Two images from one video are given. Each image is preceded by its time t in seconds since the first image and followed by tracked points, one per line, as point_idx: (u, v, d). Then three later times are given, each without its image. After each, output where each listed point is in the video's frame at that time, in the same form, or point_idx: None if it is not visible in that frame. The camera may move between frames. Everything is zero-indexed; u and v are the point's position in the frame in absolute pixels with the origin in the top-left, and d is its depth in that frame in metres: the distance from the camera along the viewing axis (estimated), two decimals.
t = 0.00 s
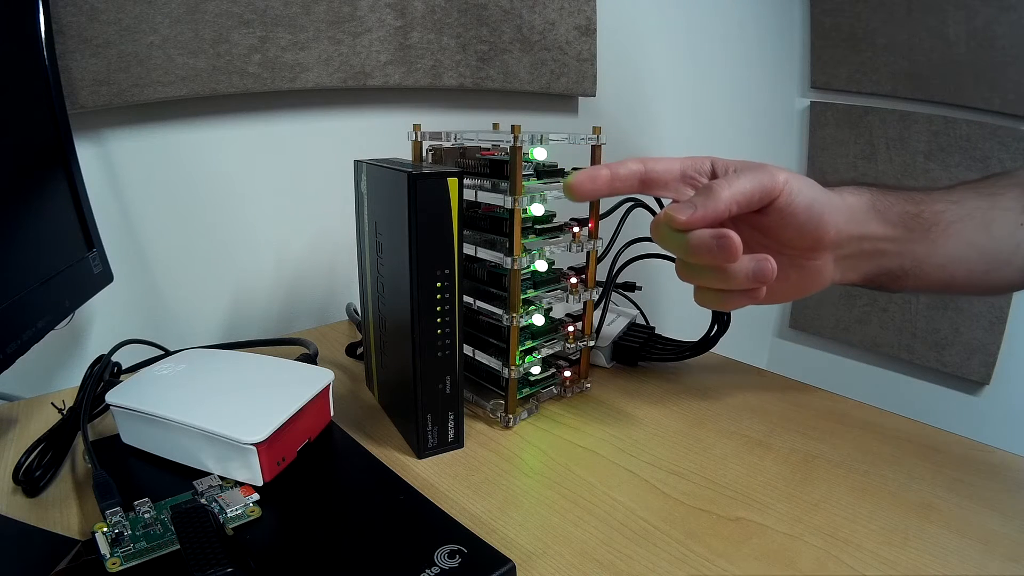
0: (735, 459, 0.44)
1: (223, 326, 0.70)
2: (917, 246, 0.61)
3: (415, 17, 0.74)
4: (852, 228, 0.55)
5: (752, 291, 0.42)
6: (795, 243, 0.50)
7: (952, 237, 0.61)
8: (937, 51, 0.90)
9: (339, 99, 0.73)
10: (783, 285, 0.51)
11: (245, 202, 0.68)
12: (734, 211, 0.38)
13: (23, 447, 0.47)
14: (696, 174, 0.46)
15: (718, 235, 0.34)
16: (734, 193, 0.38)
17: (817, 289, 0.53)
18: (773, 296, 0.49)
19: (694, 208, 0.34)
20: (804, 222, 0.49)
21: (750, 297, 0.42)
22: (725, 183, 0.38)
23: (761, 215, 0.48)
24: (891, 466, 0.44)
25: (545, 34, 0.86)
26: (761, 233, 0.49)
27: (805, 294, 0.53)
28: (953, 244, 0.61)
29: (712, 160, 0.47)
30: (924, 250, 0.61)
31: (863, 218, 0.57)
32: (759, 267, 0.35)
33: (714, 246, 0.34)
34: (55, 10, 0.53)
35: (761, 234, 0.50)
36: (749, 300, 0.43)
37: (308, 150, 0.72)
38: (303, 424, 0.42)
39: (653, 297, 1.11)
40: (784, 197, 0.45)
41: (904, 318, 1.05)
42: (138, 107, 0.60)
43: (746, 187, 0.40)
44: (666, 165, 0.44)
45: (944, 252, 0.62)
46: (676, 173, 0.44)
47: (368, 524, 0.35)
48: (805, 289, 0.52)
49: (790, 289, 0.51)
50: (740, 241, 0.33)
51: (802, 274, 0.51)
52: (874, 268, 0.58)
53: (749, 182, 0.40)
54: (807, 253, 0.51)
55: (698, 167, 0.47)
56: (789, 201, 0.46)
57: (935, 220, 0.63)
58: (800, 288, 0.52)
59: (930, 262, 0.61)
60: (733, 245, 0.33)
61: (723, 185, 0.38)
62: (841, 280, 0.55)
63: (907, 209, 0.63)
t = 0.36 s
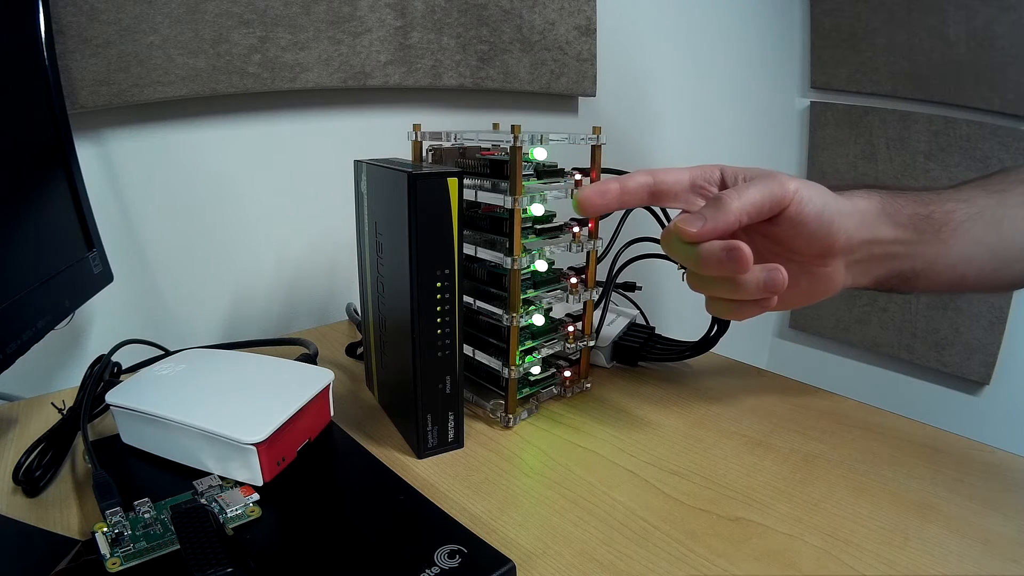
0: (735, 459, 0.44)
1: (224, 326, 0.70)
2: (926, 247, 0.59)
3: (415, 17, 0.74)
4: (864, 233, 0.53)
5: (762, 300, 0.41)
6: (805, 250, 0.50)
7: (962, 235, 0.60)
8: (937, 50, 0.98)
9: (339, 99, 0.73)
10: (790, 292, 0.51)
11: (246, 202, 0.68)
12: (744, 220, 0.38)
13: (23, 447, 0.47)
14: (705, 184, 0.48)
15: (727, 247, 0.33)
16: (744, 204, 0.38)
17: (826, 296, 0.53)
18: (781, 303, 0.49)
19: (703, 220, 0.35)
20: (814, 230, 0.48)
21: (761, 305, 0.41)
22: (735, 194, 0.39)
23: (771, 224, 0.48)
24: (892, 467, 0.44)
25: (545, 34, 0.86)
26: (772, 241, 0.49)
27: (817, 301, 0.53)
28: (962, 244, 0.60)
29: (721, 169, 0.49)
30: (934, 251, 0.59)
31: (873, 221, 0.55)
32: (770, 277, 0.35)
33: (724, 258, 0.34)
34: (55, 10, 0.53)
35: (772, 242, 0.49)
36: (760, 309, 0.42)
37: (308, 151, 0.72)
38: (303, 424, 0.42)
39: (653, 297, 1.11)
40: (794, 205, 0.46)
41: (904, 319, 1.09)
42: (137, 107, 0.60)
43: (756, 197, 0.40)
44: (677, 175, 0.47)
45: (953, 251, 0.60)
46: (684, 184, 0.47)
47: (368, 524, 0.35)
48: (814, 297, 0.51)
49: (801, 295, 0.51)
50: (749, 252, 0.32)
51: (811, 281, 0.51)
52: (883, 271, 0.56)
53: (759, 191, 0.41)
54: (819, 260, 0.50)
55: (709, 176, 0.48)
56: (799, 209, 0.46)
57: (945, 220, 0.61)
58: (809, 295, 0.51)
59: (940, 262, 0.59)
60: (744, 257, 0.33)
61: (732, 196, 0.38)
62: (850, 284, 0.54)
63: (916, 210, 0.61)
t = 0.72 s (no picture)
0: (735, 459, 0.44)
1: (224, 326, 0.70)
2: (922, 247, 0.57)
3: (415, 16, 0.74)
4: (854, 236, 0.52)
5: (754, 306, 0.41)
6: (797, 255, 0.49)
7: (959, 234, 0.58)
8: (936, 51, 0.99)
9: (339, 99, 0.73)
10: (785, 297, 0.50)
11: (246, 203, 0.68)
12: (732, 230, 0.38)
13: (23, 447, 0.47)
14: (696, 192, 0.46)
15: (715, 256, 0.34)
16: (731, 214, 0.38)
17: (823, 300, 0.52)
18: (773, 309, 0.48)
19: (691, 230, 0.35)
20: (805, 236, 0.48)
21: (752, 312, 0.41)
22: (722, 205, 0.38)
23: (760, 230, 0.47)
24: (892, 467, 0.44)
25: (545, 34, 0.86)
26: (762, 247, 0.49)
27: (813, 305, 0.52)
28: (959, 243, 0.59)
29: (711, 177, 0.47)
30: (930, 251, 0.58)
31: (864, 223, 0.54)
32: (759, 284, 0.35)
33: (712, 266, 0.34)
34: (54, 10, 0.53)
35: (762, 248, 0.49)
36: (753, 316, 0.42)
37: (308, 151, 0.72)
38: (303, 425, 0.42)
39: (653, 297, 1.11)
40: (783, 211, 0.45)
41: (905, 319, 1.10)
42: (137, 108, 0.60)
43: (743, 206, 0.40)
44: (668, 185, 0.44)
45: (951, 249, 0.59)
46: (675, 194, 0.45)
47: (368, 525, 0.35)
48: (810, 302, 0.51)
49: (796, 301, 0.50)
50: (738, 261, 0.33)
51: (806, 286, 0.50)
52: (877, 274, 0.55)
53: (746, 199, 0.41)
54: (811, 265, 0.50)
55: (699, 185, 0.47)
56: (788, 215, 0.46)
57: (940, 219, 0.59)
58: (805, 301, 0.50)
59: (937, 262, 0.58)
60: (731, 264, 0.33)
61: (719, 206, 0.38)
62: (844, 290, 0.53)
63: (909, 209, 0.59)
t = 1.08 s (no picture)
0: (735, 459, 0.44)
1: (224, 326, 0.70)
2: (920, 244, 0.57)
3: (415, 16, 0.74)
4: (854, 232, 0.52)
5: (755, 301, 0.40)
6: (796, 252, 0.49)
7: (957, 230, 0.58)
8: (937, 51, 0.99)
9: (339, 99, 0.73)
10: (785, 293, 0.50)
11: (246, 203, 0.68)
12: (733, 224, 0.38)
13: (22, 447, 0.47)
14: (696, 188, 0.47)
15: (715, 249, 0.33)
16: (732, 209, 0.38)
17: (824, 296, 0.52)
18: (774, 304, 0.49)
19: (691, 224, 0.35)
20: (803, 232, 0.48)
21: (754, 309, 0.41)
22: (723, 199, 0.38)
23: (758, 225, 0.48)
24: (893, 467, 0.44)
25: (545, 34, 0.86)
26: (761, 243, 0.49)
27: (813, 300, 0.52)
28: (958, 239, 0.58)
29: (712, 175, 0.48)
30: (928, 248, 0.57)
31: (863, 219, 0.53)
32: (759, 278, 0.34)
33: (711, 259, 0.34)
34: (54, 10, 0.53)
35: (760, 244, 0.49)
36: (753, 312, 0.41)
37: (309, 151, 0.72)
38: (303, 425, 0.42)
39: (653, 296, 1.10)
40: (781, 206, 0.45)
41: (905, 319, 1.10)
42: (137, 108, 0.60)
43: (743, 201, 0.40)
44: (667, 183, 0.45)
45: (950, 245, 0.58)
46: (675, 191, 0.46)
47: (368, 525, 0.35)
48: (811, 298, 0.50)
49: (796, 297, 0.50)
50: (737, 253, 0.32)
51: (806, 282, 0.50)
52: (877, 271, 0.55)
53: (745, 195, 0.41)
54: (812, 260, 0.50)
55: (698, 182, 0.47)
56: (786, 210, 0.46)
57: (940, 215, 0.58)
58: (806, 297, 0.50)
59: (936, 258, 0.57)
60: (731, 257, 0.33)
61: (720, 200, 0.37)
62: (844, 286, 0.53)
63: (908, 206, 0.58)
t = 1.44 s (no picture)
0: (735, 459, 0.44)
1: (224, 326, 0.70)
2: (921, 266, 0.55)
3: (415, 17, 0.74)
4: (856, 268, 0.49)
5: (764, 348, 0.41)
6: (799, 296, 0.50)
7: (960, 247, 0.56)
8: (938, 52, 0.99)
9: (339, 99, 0.73)
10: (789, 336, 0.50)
11: (246, 203, 0.68)
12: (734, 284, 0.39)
13: (23, 447, 0.47)
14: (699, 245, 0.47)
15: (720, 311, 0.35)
16: (733, 269, 0.39)
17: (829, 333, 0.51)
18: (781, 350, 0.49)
19: (695, 287, 0.36)
20: (808, 279, 0.48)
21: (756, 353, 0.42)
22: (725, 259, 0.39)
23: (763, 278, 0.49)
24: (893, 467, 0.44)
25: (545, 34, 0.86)
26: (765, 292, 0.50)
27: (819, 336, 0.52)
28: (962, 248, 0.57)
29: (714, 229, 0.48)
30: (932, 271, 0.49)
31: (864, 253, 0.49)
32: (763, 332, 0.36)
33: (715, 319, 0.36)
34: (54, 10, 0.53)
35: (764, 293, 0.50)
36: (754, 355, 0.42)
37: (308, 151, 0.72)
38: (303, 424, 0.42)
39: (653, 296, 1.10)
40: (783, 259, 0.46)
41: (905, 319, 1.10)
42: (136, 108, 0.60)
43: (745, 258, 0.42)
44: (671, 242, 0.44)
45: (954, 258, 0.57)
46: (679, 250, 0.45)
47: (368, 525, 0.35)
48: (815, 338, 0.50)
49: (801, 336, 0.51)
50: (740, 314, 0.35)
51: (811, 324, 0.50)
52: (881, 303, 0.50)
53: (746, 253, 0.42)
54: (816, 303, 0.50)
55: (702, 238, 0.48)
56: (788, 262, 0.47)
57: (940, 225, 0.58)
58: (810, 337, 0.50)
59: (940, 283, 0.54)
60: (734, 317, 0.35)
61: (723, 260, 0.39)
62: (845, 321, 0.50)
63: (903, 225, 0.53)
